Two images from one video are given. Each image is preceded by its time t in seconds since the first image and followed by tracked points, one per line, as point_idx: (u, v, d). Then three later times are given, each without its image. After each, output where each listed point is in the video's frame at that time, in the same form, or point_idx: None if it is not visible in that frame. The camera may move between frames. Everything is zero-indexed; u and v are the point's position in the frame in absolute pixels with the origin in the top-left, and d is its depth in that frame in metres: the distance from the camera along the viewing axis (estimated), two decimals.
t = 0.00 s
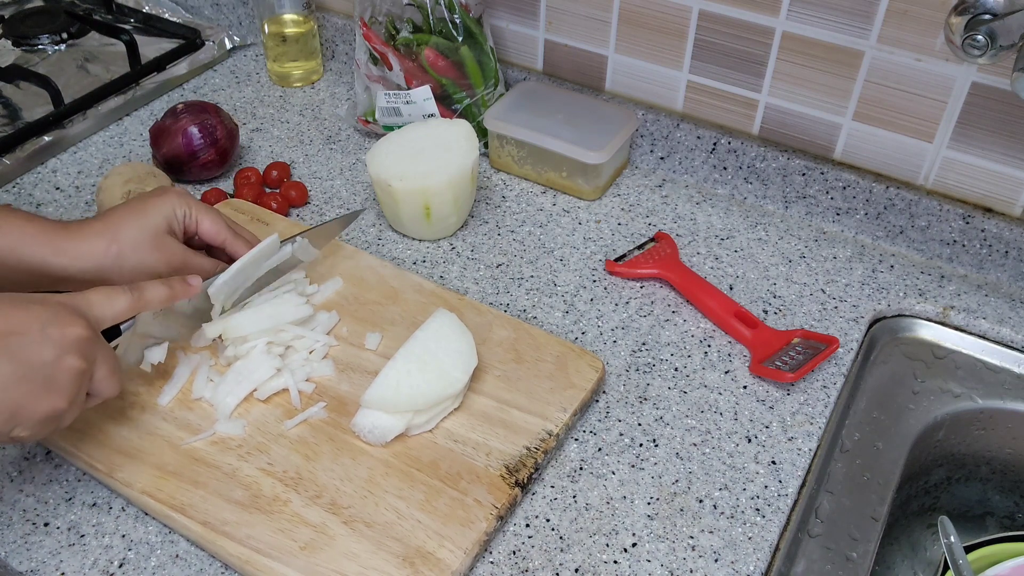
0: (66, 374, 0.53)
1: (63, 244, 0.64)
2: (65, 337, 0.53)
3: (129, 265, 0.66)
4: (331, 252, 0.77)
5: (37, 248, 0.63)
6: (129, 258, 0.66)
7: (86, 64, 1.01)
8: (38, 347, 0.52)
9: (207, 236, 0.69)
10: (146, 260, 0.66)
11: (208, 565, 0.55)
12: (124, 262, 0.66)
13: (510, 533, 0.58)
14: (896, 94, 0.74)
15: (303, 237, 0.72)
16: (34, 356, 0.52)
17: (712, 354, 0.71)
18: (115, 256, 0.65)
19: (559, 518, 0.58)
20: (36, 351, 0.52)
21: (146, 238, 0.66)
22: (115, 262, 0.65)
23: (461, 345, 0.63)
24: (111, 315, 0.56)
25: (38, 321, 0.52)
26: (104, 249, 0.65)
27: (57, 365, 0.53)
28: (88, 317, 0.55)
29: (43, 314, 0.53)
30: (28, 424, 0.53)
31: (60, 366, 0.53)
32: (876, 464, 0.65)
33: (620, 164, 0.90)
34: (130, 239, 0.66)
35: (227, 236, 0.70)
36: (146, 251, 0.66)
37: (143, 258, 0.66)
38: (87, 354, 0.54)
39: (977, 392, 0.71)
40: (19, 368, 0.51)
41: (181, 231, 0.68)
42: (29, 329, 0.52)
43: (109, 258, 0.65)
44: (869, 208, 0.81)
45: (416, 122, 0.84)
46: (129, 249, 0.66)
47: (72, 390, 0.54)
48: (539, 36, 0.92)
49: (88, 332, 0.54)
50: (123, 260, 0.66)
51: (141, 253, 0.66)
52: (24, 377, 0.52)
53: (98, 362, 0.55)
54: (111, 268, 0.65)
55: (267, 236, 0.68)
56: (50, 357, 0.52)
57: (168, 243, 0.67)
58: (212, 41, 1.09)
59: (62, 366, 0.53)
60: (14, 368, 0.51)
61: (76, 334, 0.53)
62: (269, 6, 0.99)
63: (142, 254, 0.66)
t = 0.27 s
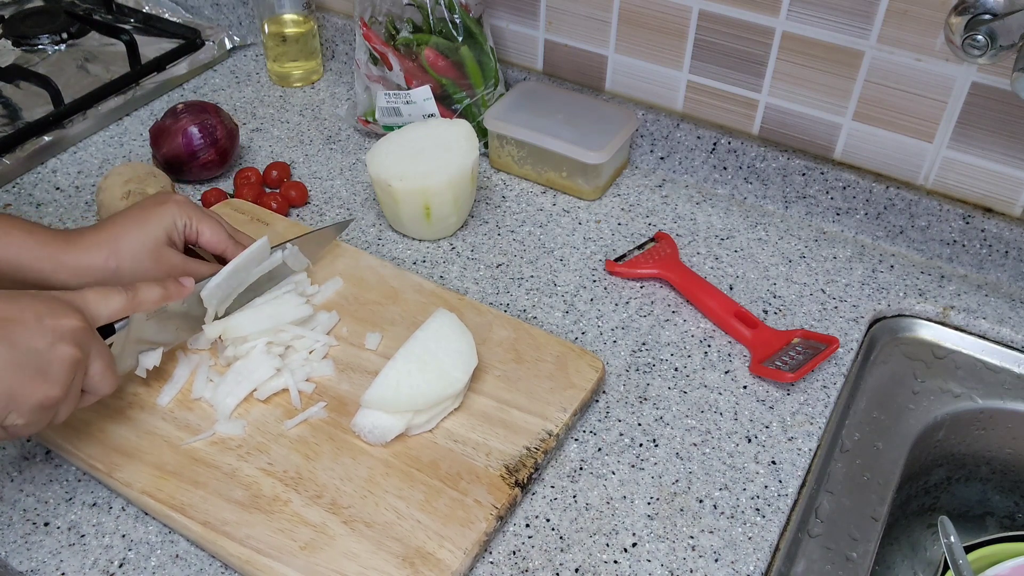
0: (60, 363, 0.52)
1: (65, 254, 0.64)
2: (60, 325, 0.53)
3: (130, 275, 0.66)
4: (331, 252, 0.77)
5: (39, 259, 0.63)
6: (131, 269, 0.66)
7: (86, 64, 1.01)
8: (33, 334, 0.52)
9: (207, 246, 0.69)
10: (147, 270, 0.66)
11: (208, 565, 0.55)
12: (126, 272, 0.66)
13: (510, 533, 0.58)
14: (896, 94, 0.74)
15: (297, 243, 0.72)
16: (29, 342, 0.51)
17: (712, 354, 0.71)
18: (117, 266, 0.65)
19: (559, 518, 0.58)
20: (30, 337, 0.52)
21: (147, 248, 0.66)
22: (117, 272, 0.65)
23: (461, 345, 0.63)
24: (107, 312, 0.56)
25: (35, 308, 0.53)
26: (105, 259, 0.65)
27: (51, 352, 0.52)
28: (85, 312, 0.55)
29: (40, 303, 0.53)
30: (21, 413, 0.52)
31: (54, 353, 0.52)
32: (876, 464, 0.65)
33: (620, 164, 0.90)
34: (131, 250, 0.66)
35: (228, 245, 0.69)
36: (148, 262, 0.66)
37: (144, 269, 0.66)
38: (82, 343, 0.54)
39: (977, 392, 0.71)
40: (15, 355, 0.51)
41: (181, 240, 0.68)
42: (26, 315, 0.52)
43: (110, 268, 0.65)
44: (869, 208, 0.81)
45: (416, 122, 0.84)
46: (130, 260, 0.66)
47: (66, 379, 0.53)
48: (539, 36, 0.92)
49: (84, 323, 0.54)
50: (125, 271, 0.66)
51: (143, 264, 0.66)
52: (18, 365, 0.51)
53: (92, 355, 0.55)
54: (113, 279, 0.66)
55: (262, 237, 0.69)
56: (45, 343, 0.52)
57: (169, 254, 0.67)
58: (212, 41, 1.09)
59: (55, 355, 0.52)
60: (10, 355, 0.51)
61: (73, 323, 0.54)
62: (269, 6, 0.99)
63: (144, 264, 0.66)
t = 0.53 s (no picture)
0: (104, 386, 0.54)
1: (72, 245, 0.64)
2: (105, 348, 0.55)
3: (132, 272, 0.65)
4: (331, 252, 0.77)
5: (43, 247, 0.63)
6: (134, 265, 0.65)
7: (86, 64, 1.01)
8: (79, 358, 0.53)
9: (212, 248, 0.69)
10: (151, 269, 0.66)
11: (208, 565, 0.55)
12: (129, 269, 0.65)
13: (510, 533, 0.58)
14: (896, 94, 0.74)
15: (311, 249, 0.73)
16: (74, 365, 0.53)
17: (712, 354, 0.71)
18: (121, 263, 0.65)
19: (559, 518, 0.58)
20: (75, 361, 0.53)
21: (151, 245, 0.66)
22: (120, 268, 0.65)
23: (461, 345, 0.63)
24: (142, 328, 0.58)
25: (79, 332, 0.54)
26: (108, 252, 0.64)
27: (93, 376, 0.54)
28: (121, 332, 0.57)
29: (80, 327, 0.54)
30: (61, 435, 0.53)
31: (97, 377, 0.54)
32: (876, 464, 0.65)
33: (620, 164, 0.90)
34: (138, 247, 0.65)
35: (233, 248, 0.70)
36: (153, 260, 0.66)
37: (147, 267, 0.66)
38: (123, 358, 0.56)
39: (977, 392, 0.71)
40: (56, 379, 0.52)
41: (185, 240, 0.68)
42: (73, 337, 0.54)
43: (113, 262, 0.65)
44: (869, 208, 0.81)
45: (416, 122, 0.84)
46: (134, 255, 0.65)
47: (107, 402, 0.54)
48: (539, 36, 0.92)
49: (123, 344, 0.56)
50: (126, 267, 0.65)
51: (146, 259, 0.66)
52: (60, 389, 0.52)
53: (130, 375, 0.57)
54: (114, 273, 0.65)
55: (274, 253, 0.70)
56: (90, 367, 0.53)
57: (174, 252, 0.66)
58: (212, 41, 1.09)
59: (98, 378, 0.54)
60: (57, 380, 0.52)
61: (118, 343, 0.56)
62: (269, 6, 0.99)
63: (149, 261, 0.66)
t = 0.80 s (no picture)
0: (62, 379, 0.53)
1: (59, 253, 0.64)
2: (64, 340, 0.54)
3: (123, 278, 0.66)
4: (332, 252, 0.77)
5: (28, 258, 0.64)
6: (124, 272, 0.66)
7: (86, 64, 1.01)
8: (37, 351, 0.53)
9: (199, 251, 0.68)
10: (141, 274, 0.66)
11: (208, 565, 0.55)
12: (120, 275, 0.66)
13: (510, 533, 0.58)
14: (896, 94, 0.74)
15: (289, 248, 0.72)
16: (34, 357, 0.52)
17: (712, 354, 0.71)
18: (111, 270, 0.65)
19: (559, 518, 0.58)
20: (35, 354, 0.52)
21: (139, 251, 0.66)
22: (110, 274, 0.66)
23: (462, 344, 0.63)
24: (106, 322, 0.57)
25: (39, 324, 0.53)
26: (96, 261, 0.65)
27: (53, 369, 0.53)
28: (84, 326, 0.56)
29: (40, 320, 0.54)
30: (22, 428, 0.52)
31: (56, 370, 0.53)
32: (876, 464, 0.65)
33: (620, 164, 0.90)
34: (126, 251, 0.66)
35: (220, 249, 0.69)
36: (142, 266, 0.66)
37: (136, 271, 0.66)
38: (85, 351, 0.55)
39: (977, 392, 0.71)
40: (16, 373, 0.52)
41: (173, 244, 0.68)
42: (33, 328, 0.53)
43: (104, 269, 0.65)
44: (869, 208, 0.81)
45: (416, 122, 0.84)
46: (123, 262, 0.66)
47: (66, 396, 0.54)
48: (539, 36, 0.92)
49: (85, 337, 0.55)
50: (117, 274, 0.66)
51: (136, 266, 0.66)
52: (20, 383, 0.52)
53: (92, 367, 0.56)
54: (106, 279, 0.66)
55: (252, 249, 0.69)
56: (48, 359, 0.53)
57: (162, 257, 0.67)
58: (212, 41, 1.09)
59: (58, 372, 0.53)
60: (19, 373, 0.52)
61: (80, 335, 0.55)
62: (269, 6, 0.99)
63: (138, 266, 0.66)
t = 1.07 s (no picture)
0: (53, 394, 0.53)
1: (31, 258, 0.63)
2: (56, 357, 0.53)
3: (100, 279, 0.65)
4: (332, 252, 0.77)
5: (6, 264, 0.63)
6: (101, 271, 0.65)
7: (86, 64, 1.01)
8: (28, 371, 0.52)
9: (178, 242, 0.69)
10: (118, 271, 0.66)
11: (208, 565, 0.55)
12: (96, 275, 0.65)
13: (510, 533, 0.58)
14: (896, 94, 0.74)
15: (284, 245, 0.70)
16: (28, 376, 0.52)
17: (712, 354, 0.71)
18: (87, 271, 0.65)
19: (560, 518, 0.58)
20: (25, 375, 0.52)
21: (115, 249, 0.66)
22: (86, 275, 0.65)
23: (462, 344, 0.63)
24: (96, 329, 0.55)
25: (30, 340, 0.52)
26: (72, 262, 0.64)
27: (44, 385, 0.52)
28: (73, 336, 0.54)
29: (29, 335, 0.52)
30: (15, 442, 0.53)
31: (48, 386, 0.53)
32: (876, 464, 0.65)
33: (620, 164, 0.90)
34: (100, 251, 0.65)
35: (199, 237, 0.69)
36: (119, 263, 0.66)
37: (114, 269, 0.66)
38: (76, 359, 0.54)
39: (977, 392, 0.71)
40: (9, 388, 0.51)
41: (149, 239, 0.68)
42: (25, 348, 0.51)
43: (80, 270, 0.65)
44: (869, 208, 0.81)
45: (416, 122, 0.84)
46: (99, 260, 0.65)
47: (59, 408, 0.54)
48: (539, 36, 0.92)
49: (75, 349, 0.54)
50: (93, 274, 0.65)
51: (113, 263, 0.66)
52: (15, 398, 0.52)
53: (84, 374, 0.55)
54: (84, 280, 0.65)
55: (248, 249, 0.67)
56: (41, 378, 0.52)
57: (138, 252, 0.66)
58: (212, 41, 1.09)
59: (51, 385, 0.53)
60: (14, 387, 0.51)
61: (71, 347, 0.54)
62: (269, 6, 0.99)
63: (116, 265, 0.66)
